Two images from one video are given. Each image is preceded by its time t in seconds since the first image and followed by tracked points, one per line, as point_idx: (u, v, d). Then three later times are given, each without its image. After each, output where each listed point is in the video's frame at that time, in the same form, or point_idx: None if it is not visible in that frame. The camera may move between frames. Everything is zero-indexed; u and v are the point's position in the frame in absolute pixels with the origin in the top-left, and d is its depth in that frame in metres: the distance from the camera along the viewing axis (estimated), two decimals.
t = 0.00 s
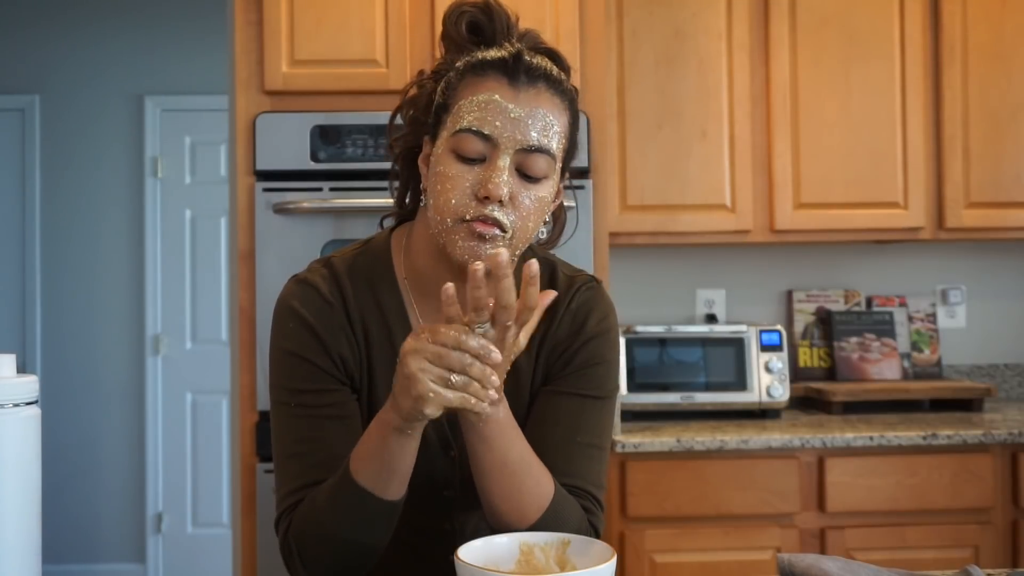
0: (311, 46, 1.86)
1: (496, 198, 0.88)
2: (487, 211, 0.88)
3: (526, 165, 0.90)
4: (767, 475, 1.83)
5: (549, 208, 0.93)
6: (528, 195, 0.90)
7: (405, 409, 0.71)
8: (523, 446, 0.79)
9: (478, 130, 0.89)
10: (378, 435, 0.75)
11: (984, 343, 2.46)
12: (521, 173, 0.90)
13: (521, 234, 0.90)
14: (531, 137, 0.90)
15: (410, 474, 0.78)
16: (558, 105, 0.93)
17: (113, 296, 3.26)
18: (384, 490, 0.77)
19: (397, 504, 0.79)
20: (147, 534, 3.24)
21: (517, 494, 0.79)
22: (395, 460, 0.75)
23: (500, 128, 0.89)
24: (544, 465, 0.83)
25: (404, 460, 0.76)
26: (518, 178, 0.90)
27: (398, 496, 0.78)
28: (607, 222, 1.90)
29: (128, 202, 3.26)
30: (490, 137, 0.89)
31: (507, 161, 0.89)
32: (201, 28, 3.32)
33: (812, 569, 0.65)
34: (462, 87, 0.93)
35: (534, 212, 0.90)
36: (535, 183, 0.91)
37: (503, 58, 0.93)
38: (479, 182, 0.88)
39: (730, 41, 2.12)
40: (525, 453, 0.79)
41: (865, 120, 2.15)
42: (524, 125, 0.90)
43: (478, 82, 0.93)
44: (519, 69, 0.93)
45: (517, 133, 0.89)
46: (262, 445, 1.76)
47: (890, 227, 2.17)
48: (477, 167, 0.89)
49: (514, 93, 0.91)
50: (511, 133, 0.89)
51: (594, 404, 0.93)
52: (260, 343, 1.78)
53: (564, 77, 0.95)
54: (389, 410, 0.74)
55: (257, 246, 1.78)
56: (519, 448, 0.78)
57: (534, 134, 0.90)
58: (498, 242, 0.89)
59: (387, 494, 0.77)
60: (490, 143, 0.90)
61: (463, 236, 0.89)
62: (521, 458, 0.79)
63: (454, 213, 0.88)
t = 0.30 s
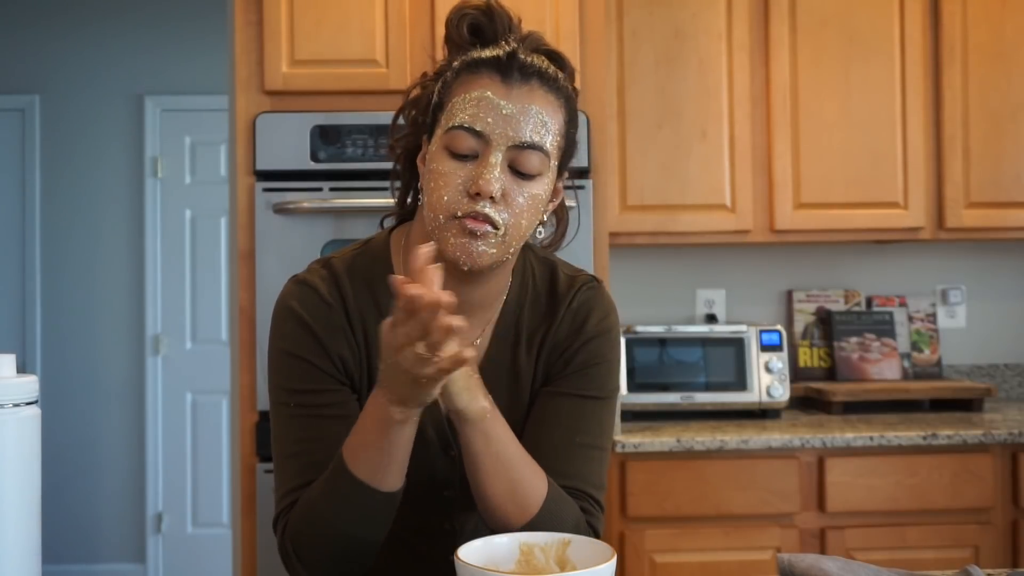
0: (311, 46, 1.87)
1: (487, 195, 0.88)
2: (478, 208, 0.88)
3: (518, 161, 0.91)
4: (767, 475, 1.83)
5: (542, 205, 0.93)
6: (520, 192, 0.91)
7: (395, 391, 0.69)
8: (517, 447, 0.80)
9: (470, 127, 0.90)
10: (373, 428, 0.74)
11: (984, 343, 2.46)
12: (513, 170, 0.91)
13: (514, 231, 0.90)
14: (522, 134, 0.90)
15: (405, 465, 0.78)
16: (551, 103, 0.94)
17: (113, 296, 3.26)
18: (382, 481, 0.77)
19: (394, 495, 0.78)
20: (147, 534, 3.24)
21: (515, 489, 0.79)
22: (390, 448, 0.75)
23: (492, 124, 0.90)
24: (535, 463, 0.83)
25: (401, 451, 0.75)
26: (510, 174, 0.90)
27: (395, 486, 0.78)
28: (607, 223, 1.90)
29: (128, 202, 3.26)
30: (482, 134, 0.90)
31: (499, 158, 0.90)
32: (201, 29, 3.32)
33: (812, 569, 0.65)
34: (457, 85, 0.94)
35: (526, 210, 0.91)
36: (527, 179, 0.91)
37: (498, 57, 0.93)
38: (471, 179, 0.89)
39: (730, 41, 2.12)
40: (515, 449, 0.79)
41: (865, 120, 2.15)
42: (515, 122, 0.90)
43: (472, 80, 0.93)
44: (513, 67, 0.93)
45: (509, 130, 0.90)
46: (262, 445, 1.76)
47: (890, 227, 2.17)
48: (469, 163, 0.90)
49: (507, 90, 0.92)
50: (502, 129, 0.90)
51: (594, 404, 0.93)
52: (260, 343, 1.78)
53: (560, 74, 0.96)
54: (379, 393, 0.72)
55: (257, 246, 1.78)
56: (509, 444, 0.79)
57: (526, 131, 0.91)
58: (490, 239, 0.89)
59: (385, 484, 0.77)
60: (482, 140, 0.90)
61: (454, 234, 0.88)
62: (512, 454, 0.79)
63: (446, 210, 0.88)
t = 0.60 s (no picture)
0: (311, 46, 1.87)
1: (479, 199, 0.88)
2: (470, 212, 0.88)
3: (515, 167, 0.91)
4: (767, 475, 1.83)
5: (538, 212, 0.93)
6: (515, 200, 0.91)
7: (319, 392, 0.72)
8: (503, 457, 0.79)
9: (468, 130, 0.90)
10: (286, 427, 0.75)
11: (984, 343, 2.46)
12: (509, 177, 0.91)
13: (507, 238, 0.90)
14: (519, 140, 0.90)
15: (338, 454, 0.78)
16: (554, 109, 0.93)
17: (113, 296, 3.26)
18: (315, 475, 0.77)
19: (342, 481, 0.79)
20: (147, 534, 3.24)
21: (500, 492, 0.79)
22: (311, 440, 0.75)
23: (490, 128, 0.90)
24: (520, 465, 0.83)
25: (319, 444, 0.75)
26: (506, 181, 0.91)
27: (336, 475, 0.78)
28: (607, 223, 1.90)
29: (128, 202, 3.26)
30: (479, 138, 0.90)
31: (494, 164, 0.90)
32: (200, 29, 3.32)
33: (812, 569, 0.65)
34: (464, 87, 0.94)
35: (520, 217, 0.91)
36: (522, 186, 0.92)
37: (503, 60, 0.93)
38: (464, 182, 0.89)
39: (730, 41, 2.12)
40: (492, 450, 0.78)
41: (865, 120, 2.15)
42: (513, 128, 0.90)
43: (477, 82, 0.93)
44: (518, 71, 0.93)
45: (506, 135, 0.90)
46: (262, 445, 1.76)
47: (890, 227, 2.17)
48: (465, 166, 0.90)
49: (507, 94, 0.92)
50: (499, 134, 0.90)
51: (594, 403, 0.93)
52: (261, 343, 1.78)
53: (569, 80, 0.95)
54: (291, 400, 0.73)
55: (257, 245, 1.78)
56: (485, 448, 0.77)
57: (524, 136, 0.91)
58: (481, 244, 0.88)
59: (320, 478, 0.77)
60: (479, 144, 0.90)
61: (445, 236, 0.88)
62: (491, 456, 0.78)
63: (439, 212, 0.89)
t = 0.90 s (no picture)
0: (311, 46, 1.87)
1: (476, 197, 0.88)
2: (468, 210, 0.88)
3: (510, 163, 0.91)
4: (767, 475, 1.83)
5: (535, 208, 0.93)
6: (512, 196, 0.91)
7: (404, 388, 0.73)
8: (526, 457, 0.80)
9: (462, 128, 0.90)
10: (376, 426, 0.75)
11: (984, 343, 2.46)
12: (505, 172, 0.91)
13: (504, 234, 0.90)
14: (515, 136, 0.90)
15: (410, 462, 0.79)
16: (546, 104, 0.93)
17: (113, 296, 3.26)
18: (386, 480, 0.77)
19: (396, 496, 0.79)
20: (147, 534, 3.24)
21: (520, 491, 0.79)
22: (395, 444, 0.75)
23: (484, 126, 0.90)
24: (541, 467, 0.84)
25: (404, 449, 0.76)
26: (502, 177, 0.91)
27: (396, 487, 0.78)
28: (607, 222, 1.90)
29: (128, 202, 3.26)
30: (473, 136, 0.90)
31: (490, 161, 0.90)
32: (201, 29, 3.32)
33: (812, 569, 0.65)
34: (453, 85, 0.94)
35: (518, 213, 0.91)
36: (519, 182, 0.91)
37: (493, 58, 0.93)
38: (461, 180, 0.89)
39: (730, 41, 2.12)
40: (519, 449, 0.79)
41: (865, 120, 2.15)
42: (507, 124, 0.90)
43: (467, 81, 0.93)
44: (509, 67, 0.93)
45: (500, 132, 0.90)
46: (261, 445, 1.76)
47: (890, 227, 2.17)
48: (461, 164, 0.90)
49: (500, 91, 0.92)
50: (494, 131, 0.90)
51: (594, 404, 0.93)
52: (261, 343, 1.78)
53: (558, 75, 0.95)
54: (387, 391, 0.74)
55: (257, 245, 1.78)
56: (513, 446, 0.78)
57: (519, 133, 0.91)
58: (480, 241, 0.89)
59: (388, 484, 0.78)
60: (474, 142, 0.90)
61: (443, 235, 0.88)
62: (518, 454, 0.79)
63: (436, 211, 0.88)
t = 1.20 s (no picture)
0: (311, 46, 1.87)
1: (483, 196, 0.89)
2: (476, 210, 0.89)
3: (512, 159, 0.91)
4: (767, 475, 1.83)
5: (538, 200, 0.94)
6: (517, 190, 0.91)
7: (407, 385, 0.71)
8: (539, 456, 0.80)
9: (459, 129, 0.91)
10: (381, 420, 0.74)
11: (984, 343, 2.46)
12: (508, 168, 0.91)
13: (513, 230, 0.91)
14: (513, 132, 0.91)
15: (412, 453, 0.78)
16: (539, 97, 0.93)
17: (113, 296, 3.26)
18: (389, 471, 0.77)
19: (399, 490, 0.78)
20: (147, 534, 3.24)
21: (534, 493, 0.79)
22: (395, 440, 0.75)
23: (481, 124, 0.90)
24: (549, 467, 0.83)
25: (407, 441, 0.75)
26: (505, 173, 0.91)
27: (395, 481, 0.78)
28: (607, 222, 1.90)
29: (128, 202, 3.26)
30: (472, 135, 0.90)
31: (491, 158, 0.91)
32: (201, 29, 3.32)
33: (812, 569, 0.64)
34: (441, 87, 0.93)
35: (523, 207, 0.91)
36: (523, 176, 0.92)
37: (480, 55, 0.93)
38: (465, 182, 0.89)
39: (730, 41, 2.12)
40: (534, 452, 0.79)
41: (865, 121, 2.15)
42: (504, 120, 0.91)
43: (455, 81, 0.92)
44: (496, 63, 0.93)
45: (499, 129, 0.90)
46: (261, 445, 1.76)
47: (890, 228, 2.17)
48: (463, 165, 0.90)
49: (492, 88, 0.92)
50: (493, 129, 0.90)
51: (597, 405, 0.93)
52: (261, 342, 1.78)
53: (543, 65, 0.95)
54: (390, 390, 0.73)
55: (257, 245, 1.78)
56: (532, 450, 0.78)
57: (516, 128, 0.91)
58: (490, 239, 0.89)
59: (392, 477, 0.77)
60: (473, 142, 0.91)
61: (453, 237, 0.89)
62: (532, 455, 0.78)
63: (443, 214, 0.89)
